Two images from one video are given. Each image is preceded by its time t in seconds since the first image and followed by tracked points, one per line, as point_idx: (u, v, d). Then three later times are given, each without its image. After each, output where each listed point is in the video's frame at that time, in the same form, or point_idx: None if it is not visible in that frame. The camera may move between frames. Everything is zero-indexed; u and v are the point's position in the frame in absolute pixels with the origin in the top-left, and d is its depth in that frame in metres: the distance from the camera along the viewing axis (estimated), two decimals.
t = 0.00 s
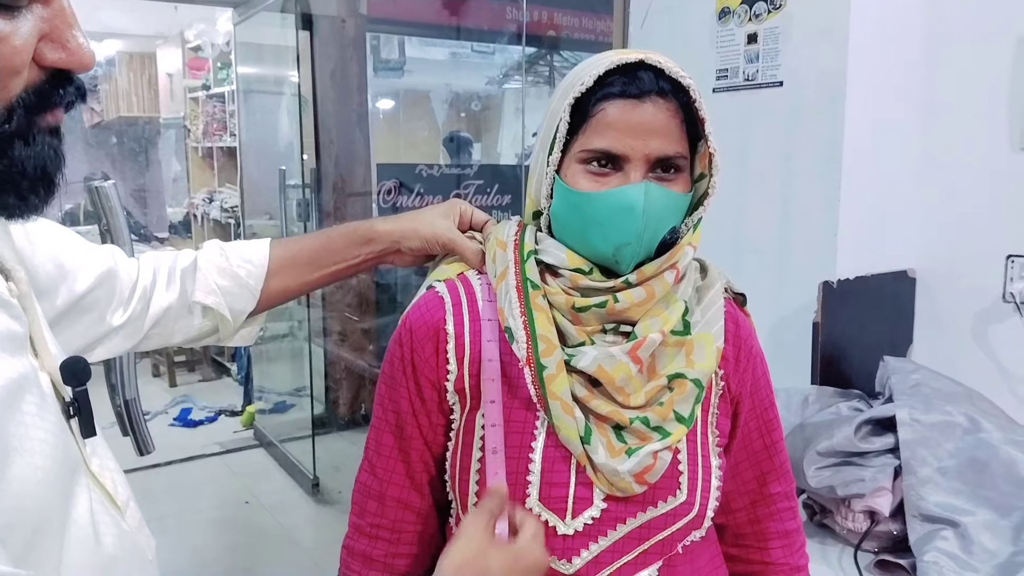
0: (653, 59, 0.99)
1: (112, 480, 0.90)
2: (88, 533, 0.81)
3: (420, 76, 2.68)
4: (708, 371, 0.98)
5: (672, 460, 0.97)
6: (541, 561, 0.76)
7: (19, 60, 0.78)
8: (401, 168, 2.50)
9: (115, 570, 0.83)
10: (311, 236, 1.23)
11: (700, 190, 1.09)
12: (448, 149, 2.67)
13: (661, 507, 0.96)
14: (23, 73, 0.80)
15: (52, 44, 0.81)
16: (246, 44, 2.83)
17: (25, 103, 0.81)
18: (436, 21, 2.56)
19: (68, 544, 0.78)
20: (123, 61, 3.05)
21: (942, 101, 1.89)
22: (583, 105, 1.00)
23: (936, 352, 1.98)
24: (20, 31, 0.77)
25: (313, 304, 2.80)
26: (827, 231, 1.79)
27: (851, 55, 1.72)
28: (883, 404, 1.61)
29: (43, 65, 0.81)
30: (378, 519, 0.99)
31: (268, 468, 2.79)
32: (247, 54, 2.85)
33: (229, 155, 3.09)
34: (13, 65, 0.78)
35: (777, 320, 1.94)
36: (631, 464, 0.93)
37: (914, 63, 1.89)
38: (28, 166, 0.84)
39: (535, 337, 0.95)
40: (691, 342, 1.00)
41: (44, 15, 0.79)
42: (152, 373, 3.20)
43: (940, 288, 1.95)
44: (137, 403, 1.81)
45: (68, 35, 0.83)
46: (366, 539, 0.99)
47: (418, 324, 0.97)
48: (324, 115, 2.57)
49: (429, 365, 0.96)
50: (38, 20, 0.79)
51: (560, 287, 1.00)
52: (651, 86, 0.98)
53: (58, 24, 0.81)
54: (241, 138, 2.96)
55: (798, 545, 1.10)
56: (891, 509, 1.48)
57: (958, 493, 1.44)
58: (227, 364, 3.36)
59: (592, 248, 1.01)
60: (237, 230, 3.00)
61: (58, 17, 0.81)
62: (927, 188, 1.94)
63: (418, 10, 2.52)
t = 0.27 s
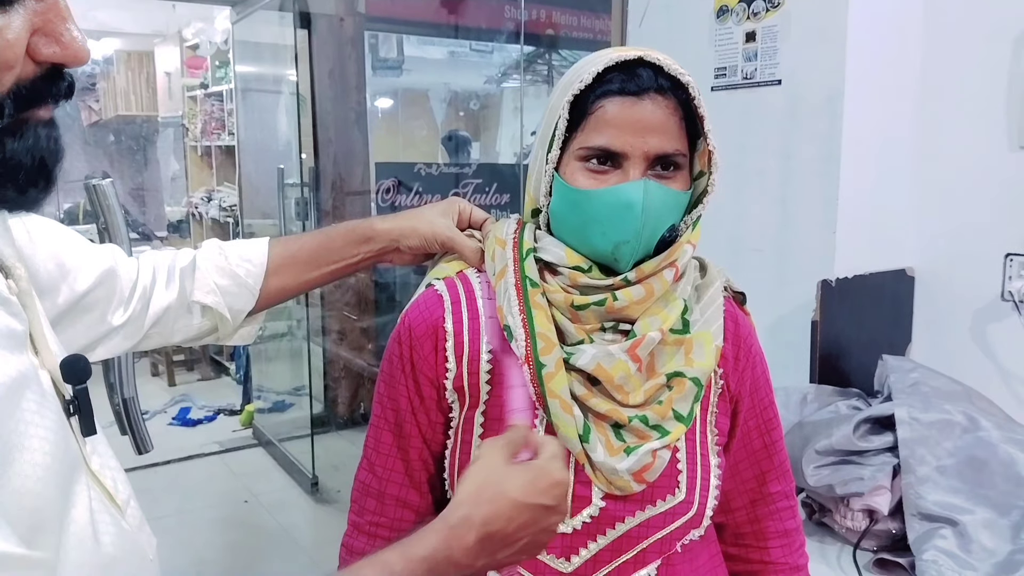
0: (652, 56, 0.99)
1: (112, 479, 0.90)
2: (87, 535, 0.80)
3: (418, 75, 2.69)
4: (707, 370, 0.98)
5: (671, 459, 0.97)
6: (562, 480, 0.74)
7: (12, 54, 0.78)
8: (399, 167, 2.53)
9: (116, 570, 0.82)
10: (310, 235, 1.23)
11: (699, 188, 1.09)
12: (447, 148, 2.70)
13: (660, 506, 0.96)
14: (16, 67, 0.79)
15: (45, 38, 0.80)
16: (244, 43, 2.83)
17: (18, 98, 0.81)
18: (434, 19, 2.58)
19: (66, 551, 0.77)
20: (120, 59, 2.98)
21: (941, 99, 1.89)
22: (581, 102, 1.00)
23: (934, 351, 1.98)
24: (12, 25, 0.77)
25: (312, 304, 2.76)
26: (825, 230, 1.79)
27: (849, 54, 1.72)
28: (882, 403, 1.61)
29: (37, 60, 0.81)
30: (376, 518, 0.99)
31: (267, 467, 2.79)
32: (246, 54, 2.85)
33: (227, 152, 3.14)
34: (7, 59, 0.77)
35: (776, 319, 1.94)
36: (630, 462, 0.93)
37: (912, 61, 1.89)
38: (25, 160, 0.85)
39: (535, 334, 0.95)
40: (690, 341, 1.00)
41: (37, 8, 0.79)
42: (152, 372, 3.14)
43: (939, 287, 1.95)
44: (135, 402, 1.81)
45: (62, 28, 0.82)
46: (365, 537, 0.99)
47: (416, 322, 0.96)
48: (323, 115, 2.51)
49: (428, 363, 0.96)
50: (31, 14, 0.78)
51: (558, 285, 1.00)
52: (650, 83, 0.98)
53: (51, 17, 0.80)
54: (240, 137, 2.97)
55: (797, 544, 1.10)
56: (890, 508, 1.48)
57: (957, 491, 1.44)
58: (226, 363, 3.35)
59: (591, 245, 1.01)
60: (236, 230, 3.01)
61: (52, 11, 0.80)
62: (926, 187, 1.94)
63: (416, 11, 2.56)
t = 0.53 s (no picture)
0: (655, 55, 0.99)
1: (111, 479, 0.90)
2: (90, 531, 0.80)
3: (420, 75, 2.67)
4: (711, 370, 0.97)
5: (676, 460, 0.97)
6: (599, 508, 0.77)
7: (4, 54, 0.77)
8: (402, 167, 2.52)
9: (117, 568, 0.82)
10: (309, 239, 1.23)
11: (703, 186, 1.09)
12: (449, 148, 2.69)
13: (664, 507, 0.96)
14: (7, 66, 0.78)
15: (36, 36, 0.80)
16: (247, 43, 2.83)
17: (11, 98, 0.81)
18: (438, 19, 2.55)
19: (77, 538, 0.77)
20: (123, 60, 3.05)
21: (946, 98, 1.88)
22: (583, 101, 0.99)
23: (938, 351, 1.97)
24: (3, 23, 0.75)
25: (315, 303, 2.77)
26: (828, 229, 1.79)
27: (853, 53, 1.71)
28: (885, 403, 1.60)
29: (28, 58, 0.80)
30: (380, 519, 0.99)
31: (270, 466, 2.79)
32: (248, 54, 2.85)
33: (230, 153, 3.12)
34: None
35: (779, 319, 1.94)
36: (636, 464, 0.92)
37: (915, 60, 1.89)
38: (19, 162, 0.85)
39: (545, 334, 0.95)
40: (694, 340, 0.99)
41: (27, 7, 0.77)
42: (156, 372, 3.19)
43: (943, 287, 1.95)
44: (138, 402, 1.80)
45: (53, 26, 0.81)
46: (368, 539, 0.99)
47: (418, 324, 0.96)
48: (325, 115, 2.53)
49: (430, 365, 0.95)
50: (22, 13, 0.77)
51: (561, 285, 1.00)
52: (652, 82, 0.98)
53: (41, 15, 0.79)
54: (242, 137, 2.98)
55: (801, 543, 1.09)
56: (893, 508, 1.48)
57: (960, 491, 1.43)
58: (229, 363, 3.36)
59: (594, 245, 1.01)
60: (239, 230, 3.01)
61: (43, 8, 0.79)
62: (930, 187, 1.94)
63: (418, 10, 2.52)
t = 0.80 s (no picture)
0: (652, 55, 0.99)
1: (114, 478, 0.90)
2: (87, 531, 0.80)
3: (421, 76, 2.69)
4: (711, 368, 0.97)
5: (676, 458, 0.97)
6: (547, 556, 0.82)
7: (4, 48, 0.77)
8: (402, 167, 2.49)
9: (118, 570, 0.82)
10: (307, 239, 1.23)
11: (701, 186, 1.09)
12: (450, 149, 2.69)
13: (665, 505, 0.96)
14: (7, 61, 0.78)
15: (37, 32, 0.80)
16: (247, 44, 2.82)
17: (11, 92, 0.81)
18: (437, 19, 2.54)
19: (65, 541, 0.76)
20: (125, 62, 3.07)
21: (947, 96, 1.88)
22: (581, 101, 0.99)
23: (940, 349, 1.97)
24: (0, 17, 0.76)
25: (316, 304, 2.77)
26: (829, 228, 1.79)
27: (853, 51, 1.71)
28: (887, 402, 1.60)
29: (29, 53, 0.81)
30: (380, 521, 0.98)
31: (271, 467, 2.79)
32: (249, 55, 2.85)
33: (230, 154, 3.13)
34: None
35: (781, 318, 1.94)
36: (636, 462, 0.92)
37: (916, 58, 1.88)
38: (18, 160, 0.85)
39: (538, 336, 0.95)
40: (694, 339, 0.99)
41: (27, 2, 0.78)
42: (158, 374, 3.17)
43: (945, 285, 1.94)
44: (139, 403, 1.80)
45: (54, 21, 0.81)
46: (368, 541, 0.98)
47: (417, 325, 0.96)
48: (324, 115, 2.54)
49: (429, 366, 0.95)
50: (20, 7, 0.77)
51: (560, 285, 0.99)
52: (650, 82, 0.98)
53: (40, 10, 0.79)
54: (242, 138, 2.97)
55: (802, 540, 1.09)
56: (895, 507, 1.47)
57: (963, 490, 1.43)
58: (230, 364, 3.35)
59: (593, 246, 1.01)
60: (240, 231, 3.02)
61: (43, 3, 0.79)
62: (932, 184, 1.93)
63: (418, 10, 2.51)
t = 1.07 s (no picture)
0: (649, 64, 0.99)
1: (119, 478, 0.90)
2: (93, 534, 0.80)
3: (421, 80, 2.70)
4: (710, 370, 0.97)
5: (676, 461, 0.97)
6: None
7: None
8: (404, 172, 2.50)
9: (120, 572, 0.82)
10: (307, 241, 1.23)
11: (700, 193, 1.08)
12: (451, 151, 2.71)
13: (666, 509, 0.96)
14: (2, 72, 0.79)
15: (31, 43, 0.81)
16: (249, 49, 2.82)
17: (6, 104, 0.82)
18: (438, 24, 2.54)
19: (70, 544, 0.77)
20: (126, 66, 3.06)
21: (948, 99, 1.88)
22: (578, 110, 0.99)
23: (942, 353, 1.96)
24: None
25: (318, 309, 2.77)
26: (830, 231, 1.79)
27: (853, 54, 1.71)
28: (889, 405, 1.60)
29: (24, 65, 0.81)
30: (379, 526, 0.98)
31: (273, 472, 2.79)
32: (250, 59, 2.85)
33: (231, 159, 3.15)
34: None
35: (782, 322, 1.94)
36: (636, 466, 0.92)
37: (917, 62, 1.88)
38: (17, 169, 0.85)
39: (536, 341, 0.94)
40: (693, 342, 0.99)
41: (20, 12, 0.78)
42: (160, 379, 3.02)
43: (947, 288, 1.94)
44: (141, 407, 1.82)
45: (48, 31, 0.82)
46: (368, 546, 0.98)
47: (416, 329, 0.96)
48: (326, 121, 2.55)
49: (428, 371, 0.95)
50: (14, 18, 0.78)
51: (559, 290, 0.99)
52: (647, 91, 0.98)
53: (35, 20, 0.80)
54: (244, 143, 2.98)
55: (803, 543, 1.09)
56: (898, 510, 1.47)
57: (966, 493, 1.42)
58: (232, 369, 3.31)
59: (591, 254, 1.01)
60: (241, 236, 3.02)
61: (36, 13, 0.80)
62: (934, 187, 1.93)
63: (419, 14, 2.51)
